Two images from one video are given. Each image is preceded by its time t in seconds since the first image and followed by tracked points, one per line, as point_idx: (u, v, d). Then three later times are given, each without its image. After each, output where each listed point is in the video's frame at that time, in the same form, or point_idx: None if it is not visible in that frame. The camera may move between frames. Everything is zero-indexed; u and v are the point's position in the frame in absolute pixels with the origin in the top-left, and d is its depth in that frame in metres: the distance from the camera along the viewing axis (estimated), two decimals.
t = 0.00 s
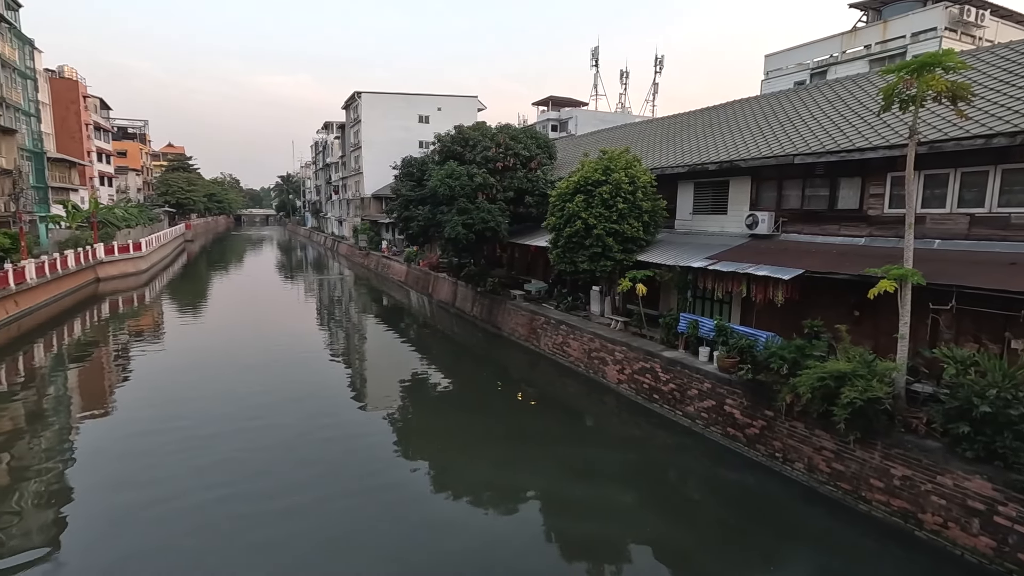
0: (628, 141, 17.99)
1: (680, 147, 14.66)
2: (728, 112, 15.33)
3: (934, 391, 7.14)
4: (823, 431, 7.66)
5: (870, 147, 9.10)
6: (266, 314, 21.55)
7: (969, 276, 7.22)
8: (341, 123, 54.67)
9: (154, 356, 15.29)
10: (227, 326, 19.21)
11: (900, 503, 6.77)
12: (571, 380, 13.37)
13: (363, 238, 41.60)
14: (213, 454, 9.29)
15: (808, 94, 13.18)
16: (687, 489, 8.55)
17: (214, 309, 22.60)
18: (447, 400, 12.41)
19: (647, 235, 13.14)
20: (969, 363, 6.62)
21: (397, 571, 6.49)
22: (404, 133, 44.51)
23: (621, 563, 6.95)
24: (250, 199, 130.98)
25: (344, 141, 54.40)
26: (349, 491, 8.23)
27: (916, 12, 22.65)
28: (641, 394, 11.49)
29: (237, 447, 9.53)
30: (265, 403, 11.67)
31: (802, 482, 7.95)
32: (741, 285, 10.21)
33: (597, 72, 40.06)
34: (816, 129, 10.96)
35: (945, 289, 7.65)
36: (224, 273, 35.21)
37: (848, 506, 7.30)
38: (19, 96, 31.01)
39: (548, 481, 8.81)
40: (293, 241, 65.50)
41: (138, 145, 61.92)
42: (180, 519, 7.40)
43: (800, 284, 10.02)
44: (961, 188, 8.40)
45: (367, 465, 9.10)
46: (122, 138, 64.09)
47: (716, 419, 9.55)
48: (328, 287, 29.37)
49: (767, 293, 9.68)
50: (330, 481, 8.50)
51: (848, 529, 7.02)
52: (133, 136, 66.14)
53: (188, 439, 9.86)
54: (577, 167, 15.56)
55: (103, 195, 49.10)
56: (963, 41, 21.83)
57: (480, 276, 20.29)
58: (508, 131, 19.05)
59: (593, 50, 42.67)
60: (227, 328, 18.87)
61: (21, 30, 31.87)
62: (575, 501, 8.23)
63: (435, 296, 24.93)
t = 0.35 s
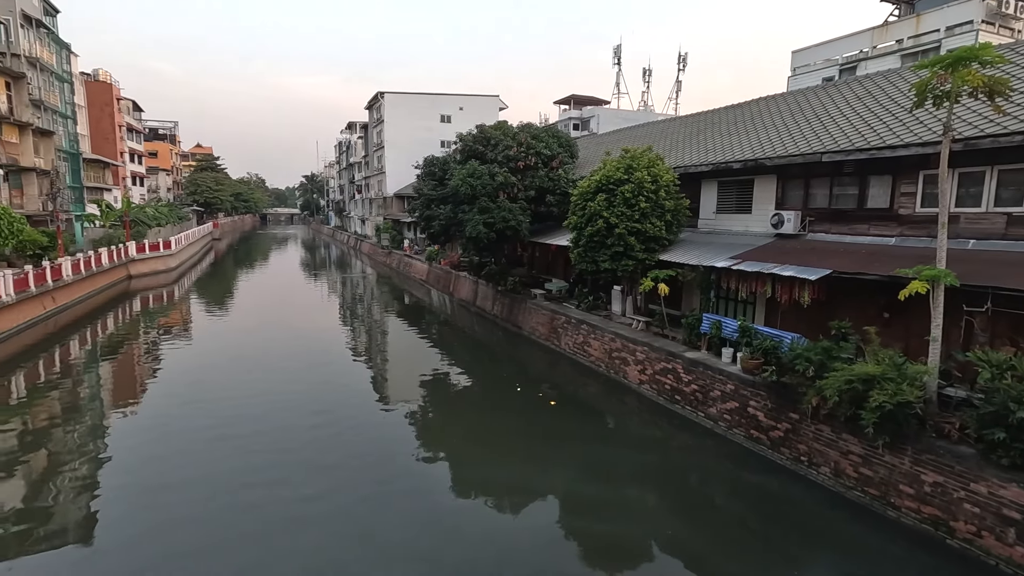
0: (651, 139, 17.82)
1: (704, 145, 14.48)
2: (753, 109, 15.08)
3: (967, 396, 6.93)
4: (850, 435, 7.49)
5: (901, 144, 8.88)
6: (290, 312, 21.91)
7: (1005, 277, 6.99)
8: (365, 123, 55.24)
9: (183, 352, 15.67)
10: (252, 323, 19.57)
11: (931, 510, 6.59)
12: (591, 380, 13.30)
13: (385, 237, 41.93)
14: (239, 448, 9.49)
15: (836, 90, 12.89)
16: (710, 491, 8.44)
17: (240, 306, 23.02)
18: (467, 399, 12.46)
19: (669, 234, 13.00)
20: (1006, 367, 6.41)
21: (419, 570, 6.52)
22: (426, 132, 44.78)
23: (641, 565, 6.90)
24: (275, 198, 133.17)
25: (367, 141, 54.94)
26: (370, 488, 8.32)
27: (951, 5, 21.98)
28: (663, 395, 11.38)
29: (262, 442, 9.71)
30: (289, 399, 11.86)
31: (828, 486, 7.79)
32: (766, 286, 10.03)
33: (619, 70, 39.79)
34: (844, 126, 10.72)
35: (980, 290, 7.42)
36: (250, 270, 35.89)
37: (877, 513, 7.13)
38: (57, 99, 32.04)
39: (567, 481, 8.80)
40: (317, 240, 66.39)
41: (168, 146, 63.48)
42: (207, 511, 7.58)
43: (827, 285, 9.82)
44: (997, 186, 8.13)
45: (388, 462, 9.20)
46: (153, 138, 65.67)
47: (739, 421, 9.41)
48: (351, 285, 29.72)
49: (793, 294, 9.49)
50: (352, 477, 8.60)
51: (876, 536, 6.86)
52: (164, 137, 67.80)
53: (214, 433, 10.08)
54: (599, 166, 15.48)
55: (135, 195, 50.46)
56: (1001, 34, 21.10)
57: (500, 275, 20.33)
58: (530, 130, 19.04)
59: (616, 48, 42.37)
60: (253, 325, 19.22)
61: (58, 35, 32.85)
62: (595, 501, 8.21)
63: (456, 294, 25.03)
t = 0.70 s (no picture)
0: (676, 137, 17.59)
1: (731, 143, 14.24)
2: (782, 106, 14.77)
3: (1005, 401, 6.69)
4: (881, 439, 7.29)
5: (936, 141, 8.61)
6: (316, 309, 22.25)
7: None
8: (389, 122, 55.73)
9: (213, 347, 16.06)
10: (279, 319, 19.93)
11: (966, 518, 6.37)
12: (613, 380, 13.21)
13: (409, 236, 42.24)
14: (265, 442, 9.67)
15: (868, 86, 12.56)
16: (734, 495, 8.31)
17: (267, 303, 23.44)
18: (488, 397, 12.49)
19: (693, 233, 12.83)
20: None
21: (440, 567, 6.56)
22: (449, 131, 44.98)
23: (663, 566, 6.84)
24: (302, 197, 135.32)
25: (391, 141, 55.43)
26: (391, 483, 8.40)
27: None
28: (686, 396, 11.24)
29: (287, 436, 9.89)
30: (313, 394, 12.04)
31: (857, 492, 7.60)
32: (793, 286, 9.82)
33: (644, 68, 39.40)
34: (876, 123, 10.44)
35: (1020, 292, 7.15)
36: (277, 268, 36.53)
37: (908, 519, 6.92)
38: (94, 101, 33.06)
39: (588, 481, 8.76)
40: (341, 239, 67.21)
41: (199, 146, 65.00)
42: (234, 503, 7.75)
43: (857, 285, 9.56)
44: None
45: (410, 458, 9.27)
46: (184, 139, 67.31)
47: (765, 423, 9.24)
48: (375, 283, 30.04)
49: (821, 294, 9.23)
50: (374, 472, 8.70)
51: (906, 544, 6.68)
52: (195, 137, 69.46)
53: (241, 427, 10.30)
54: (622, 164, 15.34)
55: (168, 194, 51.80)
56: None
57: (522, 274, 20.32)
58: (552, 128, 18.97)
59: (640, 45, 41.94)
60: (279, 322, 19.57)
61: (95, 39, 33.92)
62: (616, 501, 8.16)
63: (478, 293, 25.11)
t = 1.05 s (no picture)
0: (701, 134, 17.35)
1: (758, 140, 13.98)
2: (811, 102, 14.44)
3: None
4: (913, 444, 7.07)
5: (975, 137, 8.32)
6: (340, 306, 22.57)
7: None
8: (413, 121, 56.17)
9: (241, 343, 16.41)
10: (304, 316, 20.28)
11: (1003, 528, 6.12)
12: (636, 379, 13.10)
13: (431, 234, 42.50)
14: (291, 436, 9.84)
15: (902, 80, 12.19)
16: (758, 498, 8.17)
17: (293, 300, 23.86)
18: (509, 395, 12.50)
19: (718, 232, 12.64)
20: None
21: (460, 564, 6.57)
22: (472, 130, 45.11)
23: (684, 569, 6.75)
24: (327, 195, 137.42)
25: (415, 139, 55.83)
26: (413, 479, 8.47)
27: None
28: (710, 397, 11.09)
29: (312, 431, 10.05)
30: (337, 390, 12.22)
31: (887, 498, 7.39)
32: (821, 286, 9.59)
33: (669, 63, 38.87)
34: (910, 118, 10.13)
35: None
36: (303, 265, 37.14)
37: (940, 527, 6.71)
38: (129, 103, 34.00)
39: (608, 480, 8.71)
40: (366, 236, 67.99)
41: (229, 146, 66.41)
42: (259, 496, 7.89)
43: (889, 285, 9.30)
44: None
45: (431, 454, 9.33)
46: (214, 138, 68.76)
47: (791, 426, 9.06)
48: (398, 281, 30.30)
49: (851, 295, 8.99)
50: (396, 468, 8.79)
51: (939, 553, 6.48)
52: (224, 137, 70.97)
53: (267, 421, 10.49)
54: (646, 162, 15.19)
55: (198, 193, 53.02)
56: None
57: (545, 273, 20.29)
58: (575, 126, 18.88)
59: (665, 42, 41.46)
60: (305, 318, 19.90)
61: (130, 42, 34.88)
62: (636, 500, 8.11)
63: (500, 291, 25.16)
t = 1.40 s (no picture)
0: (725, 131, 17.10)
1: (784, 136, 13.71)
2: (839, 97, 14.12)
3: None
4: (944, 449, 6.87)
5: (1012, 132, 8.04)
6: (362, 303, 22.79)
7: None
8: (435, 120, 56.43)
9: (265, 339, 16.69)
10: (327, 313, 20.53)
11: None
12: (656, 379, 12.99)
13: (452, 232, 42.65)
14: (313, 430, 9.99)
15: (934, 75, 11.85)
16: (782, 502, 8.03)
17: (316, 297, 24.16)
18: (528, 393, 12.49)
19: (742, 230, 12.44)
20: None
21: (479, 562, 6.58)
22: (493, 128, 45.13)
23: (705, 570, 6.66)
24: (349, 193, 138.92)
25: (436, 138, 56.07)
26: (432, 475, 8.52)
27: None
28: (732, 398, 10.93)
29: (334, 426, 10.18)
30: (358, 386, 12.34)
31: (916, 503, 7.20)
32: (848, 286, 9.37)
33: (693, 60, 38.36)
34: (944, 114, 9.85)
35: None
36: (325, 263, 37.61)
37: (973, 535, 6.51)
38: (159, 103, 34.77)
39: (628, 480, 8.65)
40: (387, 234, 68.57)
41: (254, 145, 67.49)
42: (282, 489, 8.02)
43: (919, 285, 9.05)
44: None
45: (451, 451, 9.38)
46: (240, 138, 69.95)
47: (816, 428, 8.88)
48: (419, 279, 30.48)
49: (880, 295, 8.76)
50: (416, 464, 8.85)
51: (970, 561, 6.30)
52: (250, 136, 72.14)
53: (290, 416, 10.66)
54: (668, 159, 15.01)
55: (224, 191, 54.02)
56: None
57: (565, 271, 20.20)
58: (597, 124, 18.75)
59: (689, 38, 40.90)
60: (328, 315, 20.16)
61: (160, 44, 35.68)
62: (656, 500, 8.04)
63: (520, 289, 25.14)
